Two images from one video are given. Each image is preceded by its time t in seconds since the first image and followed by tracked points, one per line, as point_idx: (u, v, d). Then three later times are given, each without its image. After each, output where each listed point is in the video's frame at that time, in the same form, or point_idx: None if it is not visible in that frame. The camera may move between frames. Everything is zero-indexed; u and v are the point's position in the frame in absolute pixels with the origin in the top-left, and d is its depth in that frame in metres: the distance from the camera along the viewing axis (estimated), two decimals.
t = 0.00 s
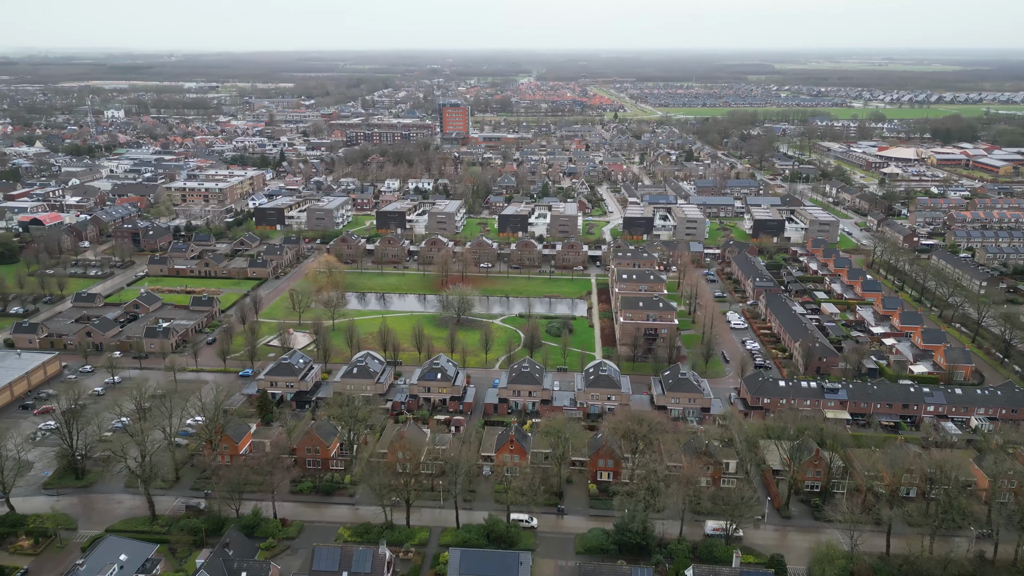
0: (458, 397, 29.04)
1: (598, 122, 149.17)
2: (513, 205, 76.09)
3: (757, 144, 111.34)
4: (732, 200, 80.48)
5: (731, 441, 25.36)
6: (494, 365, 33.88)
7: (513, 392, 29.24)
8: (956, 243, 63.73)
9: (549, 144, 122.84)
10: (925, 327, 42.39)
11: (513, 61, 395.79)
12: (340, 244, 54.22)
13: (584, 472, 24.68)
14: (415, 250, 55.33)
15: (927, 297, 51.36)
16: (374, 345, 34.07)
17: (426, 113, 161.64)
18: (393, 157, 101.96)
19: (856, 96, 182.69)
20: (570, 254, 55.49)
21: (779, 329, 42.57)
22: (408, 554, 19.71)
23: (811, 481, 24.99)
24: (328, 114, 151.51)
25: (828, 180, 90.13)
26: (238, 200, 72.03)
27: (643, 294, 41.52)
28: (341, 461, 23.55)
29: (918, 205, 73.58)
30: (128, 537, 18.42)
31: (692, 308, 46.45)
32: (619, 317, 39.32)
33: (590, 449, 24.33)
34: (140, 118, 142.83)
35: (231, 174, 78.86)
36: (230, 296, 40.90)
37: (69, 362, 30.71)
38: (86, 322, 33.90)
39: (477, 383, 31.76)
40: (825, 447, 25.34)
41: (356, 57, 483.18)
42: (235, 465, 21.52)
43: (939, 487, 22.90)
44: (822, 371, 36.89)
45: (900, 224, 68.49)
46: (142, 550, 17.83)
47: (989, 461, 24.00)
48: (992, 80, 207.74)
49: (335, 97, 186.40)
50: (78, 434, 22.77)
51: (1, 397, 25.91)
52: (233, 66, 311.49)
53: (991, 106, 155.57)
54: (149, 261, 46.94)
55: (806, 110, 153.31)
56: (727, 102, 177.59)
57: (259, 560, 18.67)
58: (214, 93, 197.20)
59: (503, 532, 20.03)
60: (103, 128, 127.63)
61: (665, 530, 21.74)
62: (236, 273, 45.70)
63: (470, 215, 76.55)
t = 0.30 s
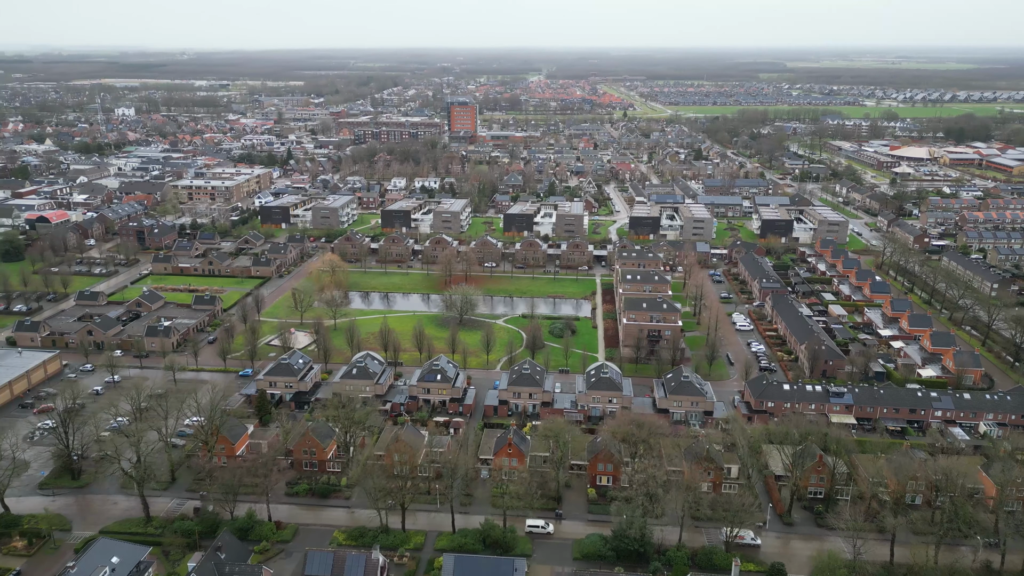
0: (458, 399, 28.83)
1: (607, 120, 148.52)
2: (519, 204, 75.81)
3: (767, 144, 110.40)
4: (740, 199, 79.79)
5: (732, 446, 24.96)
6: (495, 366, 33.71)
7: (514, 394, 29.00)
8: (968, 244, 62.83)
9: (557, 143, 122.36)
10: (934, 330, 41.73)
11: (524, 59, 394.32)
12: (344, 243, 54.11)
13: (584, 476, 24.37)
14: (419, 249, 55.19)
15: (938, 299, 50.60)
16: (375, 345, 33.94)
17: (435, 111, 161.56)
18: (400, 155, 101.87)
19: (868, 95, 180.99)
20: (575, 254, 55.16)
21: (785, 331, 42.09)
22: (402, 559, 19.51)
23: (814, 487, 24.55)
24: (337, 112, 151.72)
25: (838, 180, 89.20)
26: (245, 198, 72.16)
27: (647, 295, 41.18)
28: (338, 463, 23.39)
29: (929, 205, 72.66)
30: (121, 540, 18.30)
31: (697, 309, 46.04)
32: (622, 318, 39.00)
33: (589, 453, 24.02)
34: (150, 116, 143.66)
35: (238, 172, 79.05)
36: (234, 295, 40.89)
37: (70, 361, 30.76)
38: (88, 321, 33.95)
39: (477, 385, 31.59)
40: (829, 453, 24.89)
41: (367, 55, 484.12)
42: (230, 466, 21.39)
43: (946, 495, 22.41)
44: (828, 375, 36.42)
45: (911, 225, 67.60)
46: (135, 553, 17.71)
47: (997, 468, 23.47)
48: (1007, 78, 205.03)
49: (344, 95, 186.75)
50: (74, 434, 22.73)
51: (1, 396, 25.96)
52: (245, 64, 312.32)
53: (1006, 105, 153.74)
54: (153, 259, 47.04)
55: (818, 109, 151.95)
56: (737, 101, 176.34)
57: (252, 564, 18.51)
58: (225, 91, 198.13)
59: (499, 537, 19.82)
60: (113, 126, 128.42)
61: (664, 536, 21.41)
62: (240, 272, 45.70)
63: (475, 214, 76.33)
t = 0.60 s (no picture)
0: (457, 400, 28.61)
1: (616, 119, 147.70)
2: (524, 203, 75.46)
3: (776, 142, 109.44)
4: (748, 199, 79.09)
5: (734, 451, 24.58)
6: (496, 367, 33.50)
7: (514, 396, 28.75)
8: (980, 245, 61.91)
9: (564, 141, 121.82)
10: (943, 333, 41.07)
11: (534, 57, 393.39)
12: (348, 242, 53.97)
13: (583, 480, 24.10)
14: (424, 248, 54.99)
15: (948, 301, 49.84)
16: (376, 346, 33.81)
17: (443, 110, 161.32)
18: (407, 154, 101.73)
19: (881, 93, 179.03)
20: (580, 254, 54.81)
21: (791, 333, 41.59)
22: (397, 563, 19.34)
23: (817, 493, 24.15)
24: (345, 111, 151.79)
25: (848, 180, 88.21)
26: (251, 197, 72.24)
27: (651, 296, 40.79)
28: (335, 465, 23.24)
29: (940, 205, 71.69)
30: (115, 542, 18.22)
31: (702, 310, 45.62)
32: (626, 319, 38.69)
33: (588, 457, 23.76)
34: (159, 114, 144.29)
35: (244, 170, 79.15)
36: (236, 293, 40.85)
37: (71, 360, 30.74)
38: (90, 319, 34.00)
39: (478, 386, 31.36)
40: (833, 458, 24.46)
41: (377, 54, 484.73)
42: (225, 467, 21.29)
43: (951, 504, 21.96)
44: (834, 378, 35.96)
45: (922, 225, 66.68)
46: (128, 554, 17.62)
47: (1006, 477, 22.95)
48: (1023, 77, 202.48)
49: (353, 93, 186.92)
50: (72, 434, 22.66)
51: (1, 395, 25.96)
52: (255, 62, 313.05)
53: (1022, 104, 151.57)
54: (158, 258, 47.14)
55: (829, 107, 150.45)
56: (748, 99, 174.92)
57: (245, 567, 18.37)
58: (235, 89, 198.71)
59: (496, 542, 19.65)
60: (123, 123, 129.07)
61: (663, 543, 21.12)
62: (243, 271, 45.68)
63: (481, 213, 76.08)
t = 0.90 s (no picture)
0: (457, 402, 28.38)
1: (625, 118, 146.91)
2: (530, 202, 75.12)
3: (787, 141, 108.45)
4: (757, 199, 78.38)
5: (736, 456, 24.22)
6: (498, 368, 33.27)
7: (514, 398, 28.45)
8: (992, 246, 60.98)
9: (572, 140, 121.24)
10: (953, 336, 40.41)
11: (544, 55, 392.54)
12: (352, 241, 53.88)
13: (582, 484, 23.83)
14: (428, 247, 54.82)
15: (958, 303, 49.09)
16: (377, 346, 33.67)
17: (452, 108, 161.09)
18: (415, 152, 101.58)
19: (894, 92, 177.17)
20: (585, 254, 54.46)
21: (797, 335, 41.08)
22: (391, 568, 19.13)
23: (820, 500, 23.74)
24: (354, 109, 151.87)
25: (859, 179, 87.25)
26: (257, 195, 72.32)
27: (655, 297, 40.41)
28: (332, 467, 23.07)
29: (952, 205, 70.69)
30: (108, 543, 18.12)
31: (707, 311, 45.20)
32: (629, 320, 38.34)
33: (587, 461, 23.51)
34: (169, 112, 144.88)
35: (251, 168, 79.32)
36: (239, 292, 40.84)
37: (72, 358, 30.81)
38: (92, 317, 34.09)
39: (478, 388, 31.14)
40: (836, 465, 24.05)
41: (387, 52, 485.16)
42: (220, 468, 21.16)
43: (957, 512, 21.48)
44: (840, 381, 35.46)
45: (933, 226, 65.77)
46: (121, 556, 17.53)
47: (1014, 485, 22.43)
48: None
49: (362, 91, 187.04)
50: (68, 433, 22.64)
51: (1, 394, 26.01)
52: (266, 60, 313.59)
53: None
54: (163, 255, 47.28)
55: (841, 105, 148.91)
56: (759, 98, 173.48)
57: (238, 571, 18.23)
58: (245, 86, 199.47)
59: (492, 548, 19.43)
60: (133, 121, 129.71)
61: (661, 549, 20.84)
62: (247, 269, 45.64)
63: (487, 212, 75.82)
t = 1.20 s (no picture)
0: (457, 404, 28.16)
1: (634, 116, 146.14)
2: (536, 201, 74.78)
3: (797, 140, 107.47)
4: (765, 198, 77.67)
5: (737, 462, 23.90)
6: (499, 369, 33.05)
7: (514, 401, 28.18)
8: (1004, 247, 60.10)
9: (580, 138, 120.65)
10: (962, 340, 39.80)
11: (554, 53, 391.68)
12: (357, 240, 53.79)
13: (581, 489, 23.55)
14: (432, 247, 54.64)
15: (969, 305, 48.38)
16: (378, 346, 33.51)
17: (460, 106, 160.83)
18: (422, 151, 101.41)
19: (907, 91, 175.37)
20: (590, 253, 54.08)
21: (804, 337, 40.56)
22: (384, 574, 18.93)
23: (823, 507, 23.37)
24: (362, 107, 151.99)
25: (870, 179, 86.32)
26: (263, 193, 72.38)
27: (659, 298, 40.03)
28: (329, 469, 22.91)
29: (964, 206, 69.76)
30: (101, 546, 18.01)
31: (712, 312, 44.74)
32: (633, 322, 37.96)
33: (586, 466, 23.28)
34: (179, 110, 145.55)
35: (258, 166, 79.44)
36: (241, 292, 40.84)
37: (73, 357, 30.85)
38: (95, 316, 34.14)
39: (479, 390, 30.89)
40: (839, 471, 23.67)
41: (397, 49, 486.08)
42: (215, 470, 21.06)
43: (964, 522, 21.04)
44: (846, 385, 34.97)
45: (945, 227, 64.92)
46: (114, 559, 17.43)
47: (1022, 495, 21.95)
48: None
49: (371, 90, 187.16)
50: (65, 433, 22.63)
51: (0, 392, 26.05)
52: (277, 58, 314.00)
53: None
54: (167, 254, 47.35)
55: (854, 104, 147.41)
56: (770, 96, 172.11)
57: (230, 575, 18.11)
58: (255, 84, 200.22)
59: (487, 555, 19.21)
60: (143, 119, 130.32)
61: (659, 556, 20.57)
62: (250, 267, 45.59)
63: (493, 212, 75.53)
